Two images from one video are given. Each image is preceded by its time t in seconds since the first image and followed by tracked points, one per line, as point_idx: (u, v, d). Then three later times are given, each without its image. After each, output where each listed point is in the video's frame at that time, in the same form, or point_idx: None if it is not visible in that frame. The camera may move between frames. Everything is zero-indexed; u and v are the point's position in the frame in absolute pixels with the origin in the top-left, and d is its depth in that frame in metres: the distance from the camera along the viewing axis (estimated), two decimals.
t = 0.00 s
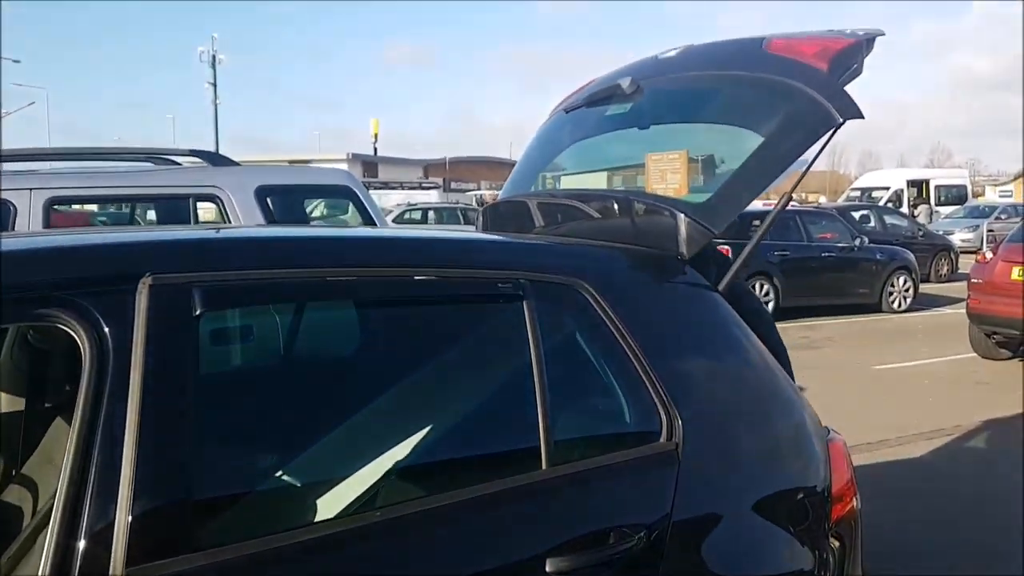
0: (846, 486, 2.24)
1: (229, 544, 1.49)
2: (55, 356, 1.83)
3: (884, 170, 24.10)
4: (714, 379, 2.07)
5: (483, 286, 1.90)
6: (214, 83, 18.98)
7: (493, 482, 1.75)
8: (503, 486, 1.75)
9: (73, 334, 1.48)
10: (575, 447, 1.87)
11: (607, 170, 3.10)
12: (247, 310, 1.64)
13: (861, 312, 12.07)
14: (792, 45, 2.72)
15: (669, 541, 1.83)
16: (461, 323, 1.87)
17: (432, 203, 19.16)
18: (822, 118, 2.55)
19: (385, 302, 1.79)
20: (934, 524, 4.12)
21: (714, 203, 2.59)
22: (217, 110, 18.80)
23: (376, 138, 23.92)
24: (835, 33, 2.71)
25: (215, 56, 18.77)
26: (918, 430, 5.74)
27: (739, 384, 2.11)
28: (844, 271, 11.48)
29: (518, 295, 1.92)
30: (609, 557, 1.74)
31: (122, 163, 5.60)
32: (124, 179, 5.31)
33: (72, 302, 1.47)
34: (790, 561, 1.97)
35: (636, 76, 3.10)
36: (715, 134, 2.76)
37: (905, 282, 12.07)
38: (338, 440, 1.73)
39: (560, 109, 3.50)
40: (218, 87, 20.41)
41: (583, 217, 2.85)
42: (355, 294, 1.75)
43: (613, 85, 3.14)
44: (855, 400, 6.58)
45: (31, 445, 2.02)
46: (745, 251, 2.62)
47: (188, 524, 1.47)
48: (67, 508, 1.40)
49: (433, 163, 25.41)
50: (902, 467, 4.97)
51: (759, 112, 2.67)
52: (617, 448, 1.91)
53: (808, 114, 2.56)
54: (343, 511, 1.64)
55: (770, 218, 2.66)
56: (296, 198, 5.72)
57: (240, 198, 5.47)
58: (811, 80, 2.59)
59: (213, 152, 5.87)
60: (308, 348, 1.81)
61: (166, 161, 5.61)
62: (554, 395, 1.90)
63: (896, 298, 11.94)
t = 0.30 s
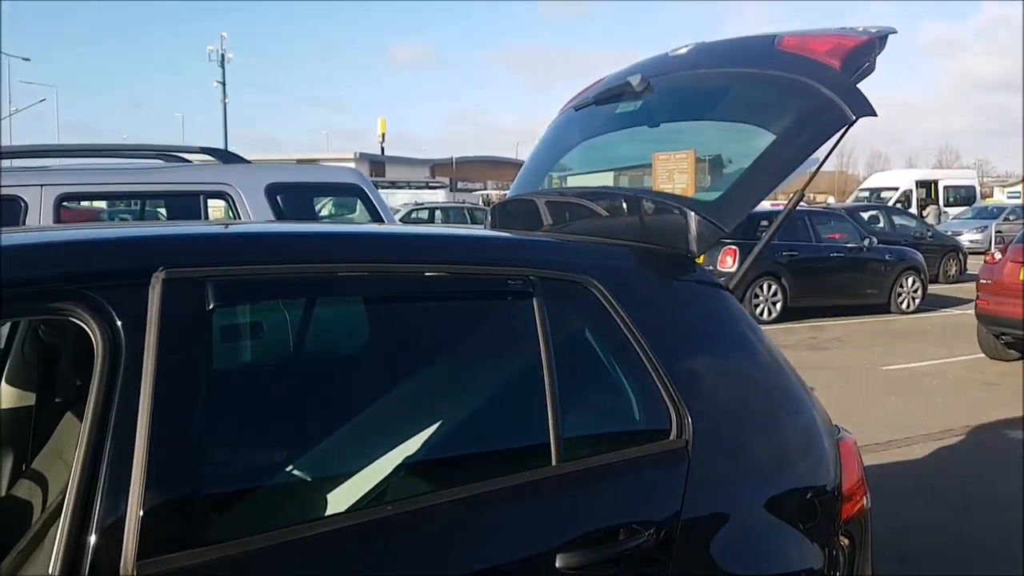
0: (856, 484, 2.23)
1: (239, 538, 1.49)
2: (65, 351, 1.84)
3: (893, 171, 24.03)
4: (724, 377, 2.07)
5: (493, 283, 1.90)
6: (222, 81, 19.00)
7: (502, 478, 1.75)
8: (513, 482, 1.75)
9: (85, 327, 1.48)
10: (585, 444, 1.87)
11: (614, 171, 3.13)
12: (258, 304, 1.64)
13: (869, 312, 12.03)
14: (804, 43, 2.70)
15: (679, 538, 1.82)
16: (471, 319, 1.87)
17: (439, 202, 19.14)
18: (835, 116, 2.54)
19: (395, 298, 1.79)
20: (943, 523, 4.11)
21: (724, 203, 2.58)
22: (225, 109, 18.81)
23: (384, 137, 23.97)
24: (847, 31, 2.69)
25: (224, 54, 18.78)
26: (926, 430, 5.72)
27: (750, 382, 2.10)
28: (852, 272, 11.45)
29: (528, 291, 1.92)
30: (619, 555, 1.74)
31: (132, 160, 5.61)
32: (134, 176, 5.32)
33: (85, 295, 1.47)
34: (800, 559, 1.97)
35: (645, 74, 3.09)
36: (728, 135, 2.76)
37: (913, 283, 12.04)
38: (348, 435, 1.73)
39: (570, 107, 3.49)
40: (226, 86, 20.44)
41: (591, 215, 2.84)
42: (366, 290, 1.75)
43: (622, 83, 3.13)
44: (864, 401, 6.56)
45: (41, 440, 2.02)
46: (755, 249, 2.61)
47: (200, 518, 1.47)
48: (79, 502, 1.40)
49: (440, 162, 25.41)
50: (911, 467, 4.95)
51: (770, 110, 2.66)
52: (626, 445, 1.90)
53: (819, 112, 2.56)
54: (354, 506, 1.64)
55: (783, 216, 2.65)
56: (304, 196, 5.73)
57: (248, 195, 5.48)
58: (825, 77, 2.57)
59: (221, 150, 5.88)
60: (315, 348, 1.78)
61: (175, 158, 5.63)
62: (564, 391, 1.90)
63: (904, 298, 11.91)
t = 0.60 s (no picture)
0: (866, 472, 2.23)
1: (249, 516, 1.51)
2: (80, 331, 1.86)
3: (910, 163, 23.83)
4: (735, 366, 2.06)
5: (503, 267, 1.90)
6: (239, 68, 19.08)
7: (511, 462, 1.76)
8: (521, 465, 1.75)
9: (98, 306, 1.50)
10: (593, 430, 1.88)
11: (628, 161, 3.07)
12: (270, 286, 1.65)
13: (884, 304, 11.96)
14: (820, 29, 2.69)
15: (687, 523, 1.82)
16: (480, 304, 1.88)
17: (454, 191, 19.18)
18: (850, 104, 2.55)
19: (404, 281, 1.80)
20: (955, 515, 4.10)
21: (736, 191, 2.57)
22: (242, 96, 18.90)
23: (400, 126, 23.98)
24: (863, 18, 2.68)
25: (241, 42, 18.83)
26: (940, 422, 5.70)
27: (761, 371, 2.10)
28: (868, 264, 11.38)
29: (538, 276, 1.92)
30: (626, 537, 1.74)
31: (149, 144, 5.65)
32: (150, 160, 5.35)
33: (97, 275, 1.49)
34: (809, 547, 1.96)
35: (660, 60, 3.08)
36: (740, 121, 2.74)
37: (930, 275, 11.95)
38: (358, 418, 1.74)
39: (583, 94, 3.49)
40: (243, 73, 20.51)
41: (604, 203, 2.83)
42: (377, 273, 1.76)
43: (637, 69, 3.12)
44: (877, 392, 6.53)
45: (57, 419, 2.05)
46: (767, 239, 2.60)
47: (210, 495, 1.49)
48: (90, 479, 1.42)
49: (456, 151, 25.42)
50: (924, 458, 4.94)
51: (784, 97, 2.65)
52: (635, 430, 1.91)
53: (833, 100, 2.56)
54: (363, 486, 1.65)
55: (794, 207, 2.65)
56: (320, 182, 5.75)
57: (265, 180, 5.51)
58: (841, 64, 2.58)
59: (238, 136, 5.90)
60: (330, 329, 1.82)
61: (192, 143, 5.66)
62: (573, 376, 1.90)
63: (920, 291, 11.84)
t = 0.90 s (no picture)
0: (883, 457, 2.20)
1: (260, 491, 1.51)
2: (94, 307, 1.86)
3: (933, 149, 23.53)
4: (750, 349, 2.04)
5: (517, 246, 1.88)
6: (257, 49, 19.04)
7: (524, 442, 1.75)
8: (534, 444, 1.74)
9: (110, 280, 1.50)
10: (607, 411, 1.86)
11: (647, 144, 3.03)
12: (283, 263, 1.64)
13: (904, 291, 11.85)
14: (842, 6, 2.63)
15: (699, 506, 1.81)
16: (493, 283, 1.86)
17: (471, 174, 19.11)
18: (872, 83, 2.50)
19: (417, 260, 1.79)
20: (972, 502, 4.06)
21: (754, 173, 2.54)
22: (259, 77, 18.86)
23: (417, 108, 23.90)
24: None
25: (259, 23, 18.78)
26: (960, 410, 5.64)
27: (777, 355, 2.08)
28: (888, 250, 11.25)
29: (551, 256, 1.90)
30: (639, 517, 1.73)
31: (166, 123, 5.64)
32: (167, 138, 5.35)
33: (109, 249, 1.49)
34: (823, 531, 1.95)
35: (679, 38, 3.02)
36: (760, 101, 2.71)
37: (951, 262, 11.83)
38: (370, 396, 1.74)
39: (600, 74, 3.45)
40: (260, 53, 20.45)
41: (620, 184, 2.82)
42: (389, 251, 1.74)
43: (655, 48, 3.07)
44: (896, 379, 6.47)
45: (72, 394, 2.06)
46: (785, 223, 2.58)
47: (222, 471, 1.49)
48: (101, 453, 1.43)
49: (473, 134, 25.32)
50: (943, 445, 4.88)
51: (805, 76, 2.60)
52: (649, 412, 1.89)
53: (855, 80, 2.51)
54: (375, 464, 1.65)
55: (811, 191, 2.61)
56: (336, 162, 5.75)
57: (280, 160, 5.51)
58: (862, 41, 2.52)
59: (254, 115, 5.90)
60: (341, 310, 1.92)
61: (209, 121, 5.65)
62: (586, 357, 1.89)
63: (941, 278, 11.72)
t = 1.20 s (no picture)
0: (894, 455, 2.19)
1: (273, 485, 1.52)
2: (110, 301, 1.87)
3: (948, 145, 23.39)
4: (761, 347, 2.04)
5: (529, 243, 1.88)
6: (270, 45, 19.08)
7: (534, 437, 1.75)
8: (545, 440, 1.75)
9: (125, 275, 1.51)
10: (617, 407, 1.87)
11: (660, 141, 3.03)
12: (296, 258, 1.65)
13: (918, 288, 11.79)
14: (856, 3, 2.61)
15: (709, 502, 1.81)
16: (504, 279, 1.87)
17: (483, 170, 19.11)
18: (885, 82, 2.48)
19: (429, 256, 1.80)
20: (984, 500, 4.05)
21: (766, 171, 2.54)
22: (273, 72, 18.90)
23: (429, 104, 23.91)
24: None
25: (272, 18, 18.82)
26: (973, 408, 5.62)
27: (788, 353, 2.07)
28: (902, 247, 11.20)
29: (562, 252, 1.90)
30: (649, 513, 1.74)
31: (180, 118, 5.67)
32: (182, 134, 5.37)
33: (124, 245, 1.50)
34: (833, 528, 1.95)
35: (690, 34, 3.02)
36: (774, 98, 2.71)
37: (965, 260, 11.77)
38: (381, 391, 1.75)
39: (613, 70, 3.44)
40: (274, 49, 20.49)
41: (632, 180, 2.82)
42: (401, 247, 1.75)
43: (667, 44, 3.07)
44: (909, 377, 6.44)
45: (87, 388, 2.08)
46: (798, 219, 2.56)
47: (235, 464, 1.50)
48: (116, 446, 1.44)
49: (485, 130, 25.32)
50: (956, 443, 4.87)
51: (818, 74, 2.60)
52: (660, 408, 1.90)
53: (868, 76, 2.50)
54: (386, 458, 1.66)
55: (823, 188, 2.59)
56: (349, 158, 5.78)
57: (294, 156, 5.54)
58: (876, 38, 2.50)
59: (268, 111, 5.92)
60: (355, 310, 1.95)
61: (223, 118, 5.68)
62: (596, 353, 1.89)
63: (954, 275, 11.67)
